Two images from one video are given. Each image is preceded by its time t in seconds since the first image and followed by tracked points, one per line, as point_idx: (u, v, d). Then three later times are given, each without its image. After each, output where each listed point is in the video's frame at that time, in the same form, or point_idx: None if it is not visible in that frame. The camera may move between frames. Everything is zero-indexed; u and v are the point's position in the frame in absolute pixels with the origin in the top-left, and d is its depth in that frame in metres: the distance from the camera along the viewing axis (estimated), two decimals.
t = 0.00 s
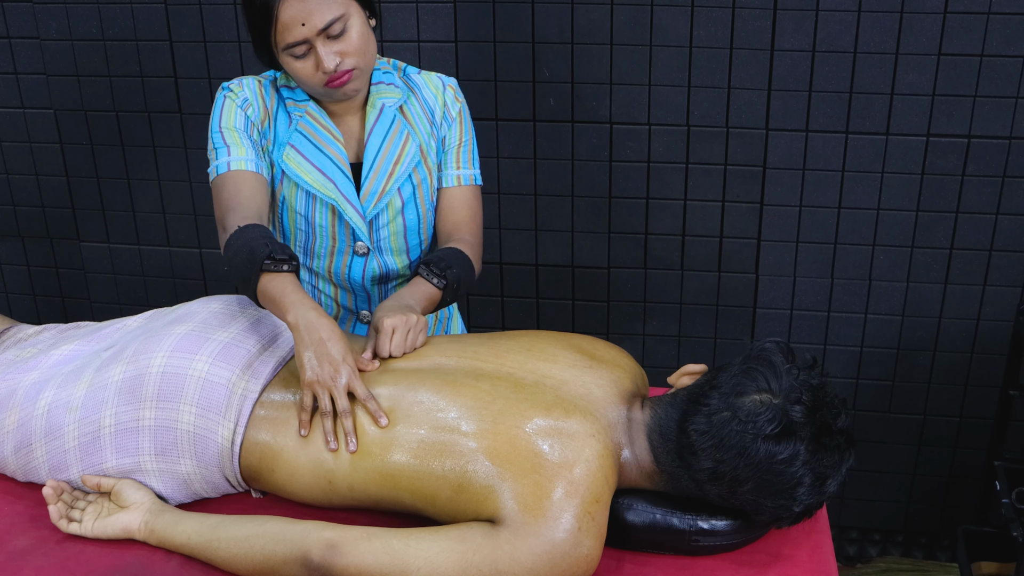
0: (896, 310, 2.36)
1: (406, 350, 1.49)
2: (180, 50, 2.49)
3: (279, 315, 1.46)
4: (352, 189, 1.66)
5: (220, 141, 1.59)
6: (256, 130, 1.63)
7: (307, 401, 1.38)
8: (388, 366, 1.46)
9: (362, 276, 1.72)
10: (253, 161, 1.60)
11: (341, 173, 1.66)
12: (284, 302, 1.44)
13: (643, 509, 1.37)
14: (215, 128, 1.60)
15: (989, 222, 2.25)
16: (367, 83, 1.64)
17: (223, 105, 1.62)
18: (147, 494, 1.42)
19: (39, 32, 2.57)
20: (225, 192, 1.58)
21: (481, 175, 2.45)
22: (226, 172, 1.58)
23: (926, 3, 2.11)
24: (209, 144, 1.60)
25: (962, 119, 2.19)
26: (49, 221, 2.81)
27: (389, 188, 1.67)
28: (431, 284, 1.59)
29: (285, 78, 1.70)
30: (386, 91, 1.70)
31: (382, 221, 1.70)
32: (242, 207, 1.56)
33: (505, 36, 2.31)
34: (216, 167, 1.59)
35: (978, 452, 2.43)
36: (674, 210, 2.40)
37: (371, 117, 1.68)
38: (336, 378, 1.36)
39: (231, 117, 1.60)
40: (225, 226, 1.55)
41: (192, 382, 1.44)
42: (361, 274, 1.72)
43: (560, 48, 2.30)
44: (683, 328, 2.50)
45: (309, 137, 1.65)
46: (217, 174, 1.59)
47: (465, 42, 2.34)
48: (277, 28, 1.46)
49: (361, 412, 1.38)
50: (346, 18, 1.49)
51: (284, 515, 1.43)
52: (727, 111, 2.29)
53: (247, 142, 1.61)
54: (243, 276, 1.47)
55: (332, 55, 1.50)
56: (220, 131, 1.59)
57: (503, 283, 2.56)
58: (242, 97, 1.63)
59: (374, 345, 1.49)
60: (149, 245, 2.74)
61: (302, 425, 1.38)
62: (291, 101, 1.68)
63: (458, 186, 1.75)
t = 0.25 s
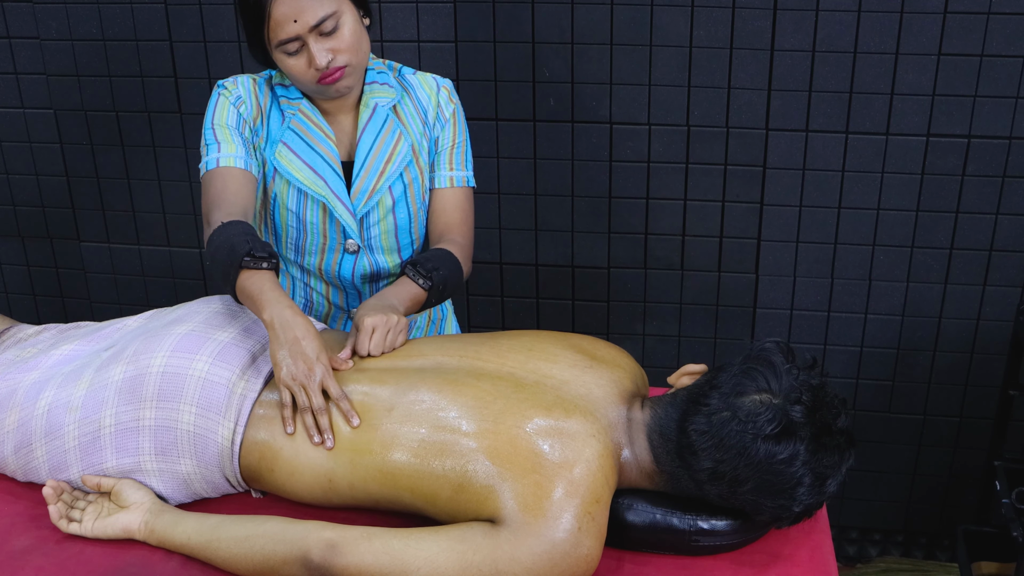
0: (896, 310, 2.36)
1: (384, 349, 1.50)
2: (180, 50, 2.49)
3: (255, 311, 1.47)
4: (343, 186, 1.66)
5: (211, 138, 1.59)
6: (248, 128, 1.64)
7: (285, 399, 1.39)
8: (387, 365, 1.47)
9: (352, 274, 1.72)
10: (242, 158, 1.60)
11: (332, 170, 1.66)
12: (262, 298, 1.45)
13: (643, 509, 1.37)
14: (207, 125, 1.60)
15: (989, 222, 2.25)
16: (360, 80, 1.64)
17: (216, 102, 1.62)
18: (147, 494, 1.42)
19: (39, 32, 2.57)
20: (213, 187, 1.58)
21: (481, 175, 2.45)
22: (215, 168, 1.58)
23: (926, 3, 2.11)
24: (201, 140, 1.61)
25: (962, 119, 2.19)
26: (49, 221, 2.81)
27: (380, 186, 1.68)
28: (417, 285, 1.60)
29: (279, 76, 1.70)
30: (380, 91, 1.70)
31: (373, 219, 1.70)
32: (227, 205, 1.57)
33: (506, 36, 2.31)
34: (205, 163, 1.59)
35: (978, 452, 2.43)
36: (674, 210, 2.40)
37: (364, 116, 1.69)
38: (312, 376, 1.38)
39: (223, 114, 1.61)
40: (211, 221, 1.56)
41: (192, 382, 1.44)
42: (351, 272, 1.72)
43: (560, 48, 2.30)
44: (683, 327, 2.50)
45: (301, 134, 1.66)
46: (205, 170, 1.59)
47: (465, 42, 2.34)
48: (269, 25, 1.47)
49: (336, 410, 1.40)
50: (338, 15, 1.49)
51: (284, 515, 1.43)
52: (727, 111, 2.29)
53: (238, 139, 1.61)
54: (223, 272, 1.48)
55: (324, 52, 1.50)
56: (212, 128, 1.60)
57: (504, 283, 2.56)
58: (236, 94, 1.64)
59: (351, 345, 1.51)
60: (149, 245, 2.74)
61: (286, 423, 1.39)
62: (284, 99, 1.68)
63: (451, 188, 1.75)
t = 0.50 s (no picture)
0: (896, 310, 2.36)
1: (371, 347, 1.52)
2: (180, 50, 2.49)
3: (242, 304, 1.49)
4: (340, 184, 1.67)
5: (207, 133, 1.61)
6: (244, 125, 1.65)
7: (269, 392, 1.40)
8: (387, 366, 1.47)
9: (349, 271, 1.72)
10: (236, 155, 1.61)
11: (328, 168, 1.66)
12: (249, 291, 1.46)
13: (643, 510, 1.37)
14: (204, 120, 1.62)
15: (989, 222, 2.25)
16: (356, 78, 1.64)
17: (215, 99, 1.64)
18: (147, 494, 1.42)
19: (39, 32, 2.57)
20: (204, 182, 1.60)
21: (481, 175, 2.45)
22: (208, 162, 1.60)
23: (926, 3, 2.11)
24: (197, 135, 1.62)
25: (962, 119, 2.19)
26: (49, 221, 2.81)
27: (376, 183, 1.68)
28: (407, 283, 1.60)
29: (277, 73, 1.70)
30: (376, 89, 1.70)
31: (370, 217, 1.70)
32: (218, 199, 1.58)
33: (505, 36, 2.31)
34: (200, 157, 1.60)
35: (978, 452, 2.43)
36: (674, 210, 2.40)
37: (361, 115, 1.69)
38: (297, 369, 1.39)
39: (220, 110, 1.62)
40: (199, 215, 1.57)
41: (192, 381, 1.44)
42: (348, 269, 1.72)
43: (560, 48, 2.30)
44: (683, 327, 2.50)
45: (299, 133, 1.66)
46: (199, 164, 1.61)
47: (465, 42, 2.34)
48: (266, 23, 1.47)
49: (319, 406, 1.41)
50: (334, 13, 1.50)
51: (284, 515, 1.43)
52: (727, 111, 2.29)
53: (233, 136, 1.62)
54: (211, 264, 1.49)
55: (320, 50, 1.50)
56: (209, 123, 1.61)
57: (504, 284, 2.56)
58: (234, 91, 1.65)
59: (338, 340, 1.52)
60: (149, 245, 2.74)
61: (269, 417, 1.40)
62: (281, 97, 1.68)
63: (446, 187, 1.75)
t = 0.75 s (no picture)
0: (896, 310, 2.36)
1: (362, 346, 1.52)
2: (180, 50, 2.49)
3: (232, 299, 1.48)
4: (341, 184, 1.67)
5: (206, 128, 1.60)
6: (245, 123, 1.64)
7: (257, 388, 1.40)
8: (388, 366, 1.47)
9: (350, 270, 1.73)
10: (234, 149, 1.60)
11: (329, 167, 1.66)
12: (241, 287, 1.45)
13: (643, 510, 1.37)
14: (205, 116, 1.60)
15: (989, 222, 2.25)
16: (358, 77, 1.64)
17: (217, 95, 1.62)
18: (147, 494, 1.42)
19: (39, 32, 2.57)
20: (198, 173, 1.58)
21: (481, 175, 2.45)
22: (204, 154, 1.58)
23: (926, 3, 2.11)
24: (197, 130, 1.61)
25: (962, 119, 2.19)
26: (49, 221, 2.81)
27: (377, 183, 1.68)
28: (402, 281, 1.60)
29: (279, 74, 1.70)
30: (378, 90, 1.70)
31: (371, 217, 1.70)
32: (213, 190, 1.56)
33: (505, 35, 2.31)
34: (198, 150, 1.59)
35: (978, 452, 2.43)
36: (674, 210, 2.40)
37: (363, 115, 1.69)
38: (284, 367, 1.39)
39: (222, 107, 1.61)
40: (193, 205, 1.55)
41: (192, 382, 1.44)
42: (349, 269, 1.73)
43: (560, 48, 2.30)
44: (683, 328, 2.50)
45: (300, 132, 1.66)
46: (196, 156, 1.59)
47: (465, 42, 2.34)
48: (267, 23, 1.47)
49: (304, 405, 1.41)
50: (335, 14, 1.50)
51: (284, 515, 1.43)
52: (727, 111, 2.29)
53: (233, 132, 1.61)
54: (204, 256, 1.48)
55: (321, 51, 1.50)
56: (209, 118, 1.60)
57: (504, 284, 2.56)
58: (237, 89, 1.64)
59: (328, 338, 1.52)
60: (149, 245, 2.74)
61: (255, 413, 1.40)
62: (282, 97, 1.68)
63: (446, 187, 1.75)
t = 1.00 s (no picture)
0: (896, 310, 2.36)
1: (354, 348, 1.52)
2: (180, 50, 2.49)
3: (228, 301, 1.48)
4: (340, 189, 1.67)
5: (205, 127, 1.60)
6: (243, 124, 1.64)
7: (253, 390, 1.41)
8: (388, 367, 1.47)
9: (348, 273, 1.73)
10: (230, 151, 1.60)
11: (328, 172, 1.66)
12: (237, 289, 1.45)
13: (643, 509, 1.37)
14: (204, 115, 1.61)
15: (989, 222, 2.25)
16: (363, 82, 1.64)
17: (218, 95, 1.63)
18: (147, 494, 1.42)
19: (39, 32, 2.57)
20: (194, 175, 1.58)
21: (481, 175, 2.45)
22: (201, 155, 1.58)
23: (926, 3, 2.11)
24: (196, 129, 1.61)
25: (962, 119, 2.19)
26: (49, 221, 2.81)
27: (377, 188, 1.68)
28: (401, 283, 1.60)
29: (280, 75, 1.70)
30: (380, 92, 1.70)
31: (370, 221, 1.70)
32: (207, 192, 1.56)
33: (505, 35, 2.31)
34: (194, 150, 1.59)
35: (978, 452, 2.43)
36: (674, 210, 2.40)
37: (364, 116, 1.68)
38: (280, 369, 1.39)
39: (221, 106, 1.62)
40: (185, 207, 1.55)
41: (192, 382, 1.44)
42: (347, 272, 1.73)
43: (560, 48, 2.30)
44: (683, 328, 2.50)
45: (298, 135, 1.66)
46: (193, 156, 1.59)
47: (465, 42, 2.34)
48: (274, 34, 1.46)
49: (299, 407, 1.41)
50: (343, 26, 1.49)
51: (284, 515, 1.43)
52: (728, 111, 2.29)
53: (231, 133, 1.61)
54: (199, 257, 1.48)
55: (327, 63, 1.50)
56: (208, 118, 1.60)
57: (504, 284, 2.56)
58: (238, 89, 1.65)
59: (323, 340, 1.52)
60: (149, 245, 2.74)
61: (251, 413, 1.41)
62: (282, 100, 1.68)
63: (447, 191, 1.75)
